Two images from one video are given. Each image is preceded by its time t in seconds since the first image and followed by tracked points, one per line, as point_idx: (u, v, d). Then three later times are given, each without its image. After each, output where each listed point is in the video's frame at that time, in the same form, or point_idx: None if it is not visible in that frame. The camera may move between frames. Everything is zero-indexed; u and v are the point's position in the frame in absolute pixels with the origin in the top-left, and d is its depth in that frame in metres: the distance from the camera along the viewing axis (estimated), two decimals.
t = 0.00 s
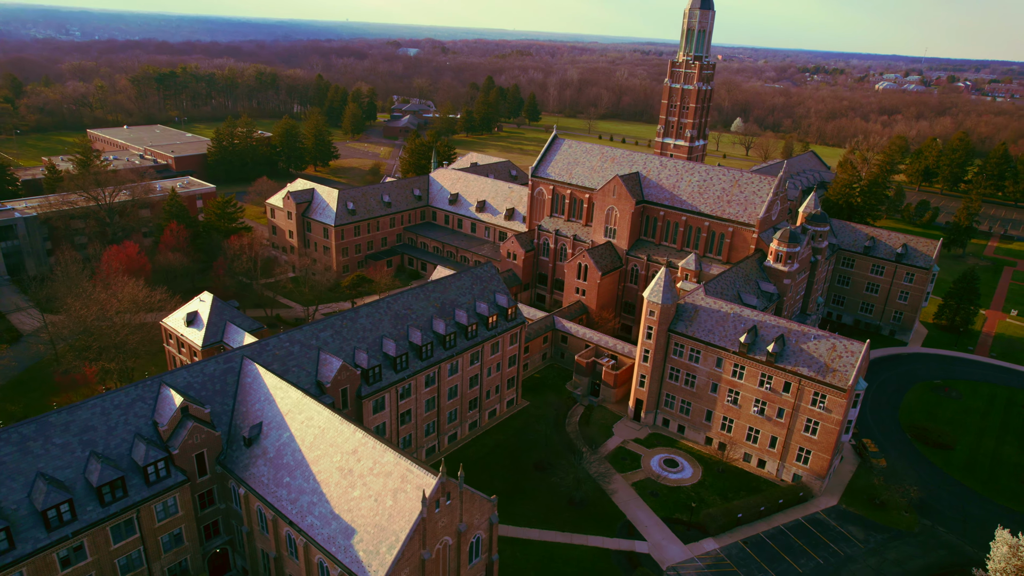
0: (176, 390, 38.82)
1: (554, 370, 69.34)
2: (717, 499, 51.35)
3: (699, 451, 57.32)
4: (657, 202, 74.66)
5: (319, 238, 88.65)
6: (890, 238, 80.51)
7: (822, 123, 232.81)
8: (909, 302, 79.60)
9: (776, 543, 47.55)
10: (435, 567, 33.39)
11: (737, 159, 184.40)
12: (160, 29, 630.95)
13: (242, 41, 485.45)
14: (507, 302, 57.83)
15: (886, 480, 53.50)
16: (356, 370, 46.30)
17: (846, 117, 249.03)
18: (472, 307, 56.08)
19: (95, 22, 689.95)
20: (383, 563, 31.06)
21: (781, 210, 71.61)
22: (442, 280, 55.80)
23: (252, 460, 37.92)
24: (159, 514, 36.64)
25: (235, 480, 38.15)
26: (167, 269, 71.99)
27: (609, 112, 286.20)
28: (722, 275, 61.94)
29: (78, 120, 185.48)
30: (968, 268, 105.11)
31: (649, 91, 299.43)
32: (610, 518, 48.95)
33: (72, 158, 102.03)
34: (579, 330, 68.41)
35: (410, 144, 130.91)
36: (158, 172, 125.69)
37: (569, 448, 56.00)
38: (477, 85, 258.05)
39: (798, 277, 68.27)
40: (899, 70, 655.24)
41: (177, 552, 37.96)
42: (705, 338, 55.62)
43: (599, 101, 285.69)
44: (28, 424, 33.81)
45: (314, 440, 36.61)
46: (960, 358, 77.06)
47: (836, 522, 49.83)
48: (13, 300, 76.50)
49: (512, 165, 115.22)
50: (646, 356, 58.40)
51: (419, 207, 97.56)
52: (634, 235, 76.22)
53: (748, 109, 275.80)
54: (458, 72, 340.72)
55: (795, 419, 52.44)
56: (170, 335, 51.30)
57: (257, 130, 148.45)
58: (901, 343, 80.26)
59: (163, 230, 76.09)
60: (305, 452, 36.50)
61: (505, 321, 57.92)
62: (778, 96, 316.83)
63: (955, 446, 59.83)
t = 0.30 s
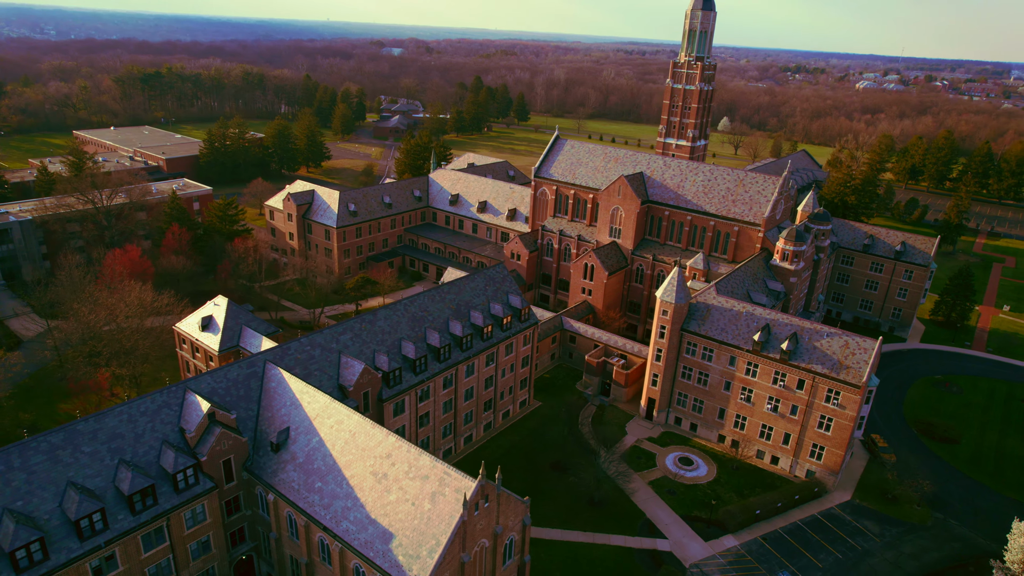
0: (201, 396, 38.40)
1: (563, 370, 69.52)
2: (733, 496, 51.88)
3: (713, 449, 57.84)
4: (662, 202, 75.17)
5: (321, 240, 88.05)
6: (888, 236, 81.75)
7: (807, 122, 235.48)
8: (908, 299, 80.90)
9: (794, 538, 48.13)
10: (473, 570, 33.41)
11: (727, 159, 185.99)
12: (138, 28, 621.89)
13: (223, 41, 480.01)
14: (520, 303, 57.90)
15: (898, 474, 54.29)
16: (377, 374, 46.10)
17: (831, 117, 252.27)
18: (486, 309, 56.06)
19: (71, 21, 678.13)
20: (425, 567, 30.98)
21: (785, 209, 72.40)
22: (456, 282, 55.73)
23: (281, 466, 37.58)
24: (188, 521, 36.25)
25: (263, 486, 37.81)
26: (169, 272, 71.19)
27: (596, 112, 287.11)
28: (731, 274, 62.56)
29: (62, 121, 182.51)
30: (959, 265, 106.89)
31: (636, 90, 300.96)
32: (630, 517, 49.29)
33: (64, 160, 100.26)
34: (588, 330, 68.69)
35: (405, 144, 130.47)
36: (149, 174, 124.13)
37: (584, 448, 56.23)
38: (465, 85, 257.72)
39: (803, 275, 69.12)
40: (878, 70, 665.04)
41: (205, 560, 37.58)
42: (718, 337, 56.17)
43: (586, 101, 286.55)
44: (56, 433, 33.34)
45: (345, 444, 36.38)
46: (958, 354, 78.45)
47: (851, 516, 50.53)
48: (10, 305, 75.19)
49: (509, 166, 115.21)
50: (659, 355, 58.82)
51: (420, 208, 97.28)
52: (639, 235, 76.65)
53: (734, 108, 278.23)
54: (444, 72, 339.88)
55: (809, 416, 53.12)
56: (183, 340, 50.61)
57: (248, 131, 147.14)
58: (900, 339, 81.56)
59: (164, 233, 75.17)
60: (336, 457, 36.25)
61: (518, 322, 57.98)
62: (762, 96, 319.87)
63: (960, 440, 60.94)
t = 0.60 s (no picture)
0: (225, 402, 37.92)
1: (569, 371, 69.82)
2: (747, 493, 52.49)
3: (723, 446, 58.45)
4: (664, 202, 75.78)
5: (319, 242, 87.40)
6: (883, 233, 83.16)
7: (790, 121, 238.56)
8: (903, 295, 82.39)
9: (809, 532, 48.81)
10: (508, 572, 33.48)
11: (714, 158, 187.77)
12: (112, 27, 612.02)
13: (201, 40, 474.00)
14: (531, 304, 57.96)
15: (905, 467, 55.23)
16: (396, 377, 45.91)
17: (813, 116, 255.88)
18: (498, 310, 56.07)
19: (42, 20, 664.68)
20: (463, 570, 30.98)
21: (786, 208, 73.34)
22: (467, 283, 55.64)
23: (308, 471, 37.26)
24: (215, 529, 35.85)
25: (289, 492, 37.46)
26: (170, 276, 70.25)
27: (581, 111, 288.12)
28: (737, 273, 63.27)
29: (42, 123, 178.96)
30: (947, 261, 109.04)
31: (620, 90, 302.53)
32: (646, 515, 49.68)
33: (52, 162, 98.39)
34: (594, 330, 69.03)
35: (397, 145, 129.93)
36: (137, 176, 122.32)
37: (596, 447, 56.51)
38: (450, 85, 257.32)
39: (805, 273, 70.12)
40: (856, 69, 677.34)
41: (232, 568, 37.19)
42: (728, 335, 56.82)
43: (571, 101, 287.39)
44: (82, 442, 32.79)
45: (374, 449, 36.18)
46: (953, 349, 80.03)
47: (862, 510, 51.33)
48: (4, 311, 73.72)
49: (504, 166, 115.20)
50: (669, 354, 59.33)
51: (417, 209, 97.01)
52: (641, 234, 77.19)
53: (717, 107, 280.92)
54: (428, 72, 338.83)
55: (819, 412, 53.91)
56: (195, 346, 50.05)
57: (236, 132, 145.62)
58: (896, 335, 83.10)
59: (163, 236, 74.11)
60: (365, 461, 36.01)
61: (529, 323, 58.06)
62: (744, 95, 323.49)
63: (961, 433, 62.22)
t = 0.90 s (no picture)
0: (252, 407, 37.62)
1: (578, 370, 70.14)
2: (762, 489, 53.18)
3: (734, 443, 59.12)
4: (668, 202, 76.32)
5: (320, 244, 86.84)
6: (881, 231, 84.43)
7: (775, 120, 241.34)
8: (900, 292, 83.76)
9: (825, 527, 49.54)
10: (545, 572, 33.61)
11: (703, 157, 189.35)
12: (87, 26, 602.26)
13: (181, 40, 468.68)
14: (544, 305, 58.18)
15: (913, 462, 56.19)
16: (419, 380, 45.85)
17: (797, 115, 258.97)
18: (513, 311, 56.23)
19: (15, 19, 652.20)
20: (505, 571, 31.11)
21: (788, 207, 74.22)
22: (482, 285, 55.68)
23: (338, 476, 37.05)
24: (247, 536, 35.60)
25: (320, 497, 37.25)
26: (174, 280, 69.46)
27: (568, 111, 289.03)
28: (745, 272, 63.98)
29: (25, 124, 175.75)
30: (937, 257, 111.04)
31: (606, 89, 303.73)
32: (665, 513, 50.17)
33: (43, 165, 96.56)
34: (601, 329, 69.42)
35: (392, 145, 129.47)
36: (128, 178, 120.73)
37: (611, 446, 56.87)
38: (437, 85, 256.81)
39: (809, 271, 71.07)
40: (834, 68, 686.15)
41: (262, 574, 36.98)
42: (739, 333, 57.50)
43: (558, 101, 288.29)
44: (115, 450, 32.54)
45: (406, 452, 36.08)
46: (949, 344, 81.59)
47: (875, 504, 52.15)
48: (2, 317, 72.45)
49: (501, 166, 115.12)
50: (681, 353, 59.89)
51: (417, 210, 96.74)
52: (645, 234, 77.68)
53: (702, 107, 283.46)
54: (413, 72, 337.80)
55: (830, 408, 54.72)
56: (211, 350, 49.63)
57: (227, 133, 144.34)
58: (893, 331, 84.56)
59: (166, 240, 73.29)
60: (398, 464, 35.93)
61: (543, 323, 58.28)
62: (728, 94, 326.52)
63: (965, 426, 63.36)
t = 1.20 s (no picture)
0: (285, 413, 37.46)
1: (590, 371, 70.46)
2: (780, 487, 53.75)
3: (750, 442, 59.74)
4: (676, 203, 76.84)
5: (326, 247, 86.44)
6: (883, 230, 85.52)
7: (765, 119, 243.57)
8: (903, 289, 84.91)
9: (844, 523, 50.14)
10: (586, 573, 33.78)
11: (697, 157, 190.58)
12: (67, 26, 594.59)
13: (165, 40, 463.88)
14: (561, 306, 58.37)
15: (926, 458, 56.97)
16: (444, 383, 45.90)
17: (786, 114, 261.40)
18: (531, 313, 56.34)
19: None
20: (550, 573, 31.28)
21: (795, 206, 75.06)
22: (500, 287, 55.71)
23: (373, 480, 37.00)
24: (284, 542, 35.48)
25: (354, 502, 37.19)
26: (183, 284, 68.99)
27: (559, 111, 289.66)
28: (756, 272, 64.63)
29: (12, 127, 173.21)
30: (933, 255, 112.65)
31: (597, 89, 304.81)
32: (687, 512, 50.55)
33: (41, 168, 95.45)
34: (613, 330, 69.75)
35: (391, 147, 129.15)
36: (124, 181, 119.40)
37: (629, 446, 57.21)
38: (429, 86, 256.38)
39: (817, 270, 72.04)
40: (818, 67, 692.80)
41: None
42: (754, 333, 58.08)
43: (549, 101, 289.09)
44: (154, 458, 32.29)
45: (442, 455, 36.10)
46: (951, 340, 82.85)
47: (891, 500, 52.84)
48: (6, 323, 71.51)
49: (502, 167, 115.12)
50: (696, 352, 60.39)
51: (421, 211, 96.57)
52: (653, 234, 78.14)
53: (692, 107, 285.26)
54: (403, 73, 336.98)
55: (846, 405, 55.42)
56: (231, 355, 49.31)
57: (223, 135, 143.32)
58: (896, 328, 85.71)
59: (173, 244, 72.64)
60: (434, 468, 35.95)
61: (559, 325, 58.49)
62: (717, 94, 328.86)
63: (973, 422, 64.32)
